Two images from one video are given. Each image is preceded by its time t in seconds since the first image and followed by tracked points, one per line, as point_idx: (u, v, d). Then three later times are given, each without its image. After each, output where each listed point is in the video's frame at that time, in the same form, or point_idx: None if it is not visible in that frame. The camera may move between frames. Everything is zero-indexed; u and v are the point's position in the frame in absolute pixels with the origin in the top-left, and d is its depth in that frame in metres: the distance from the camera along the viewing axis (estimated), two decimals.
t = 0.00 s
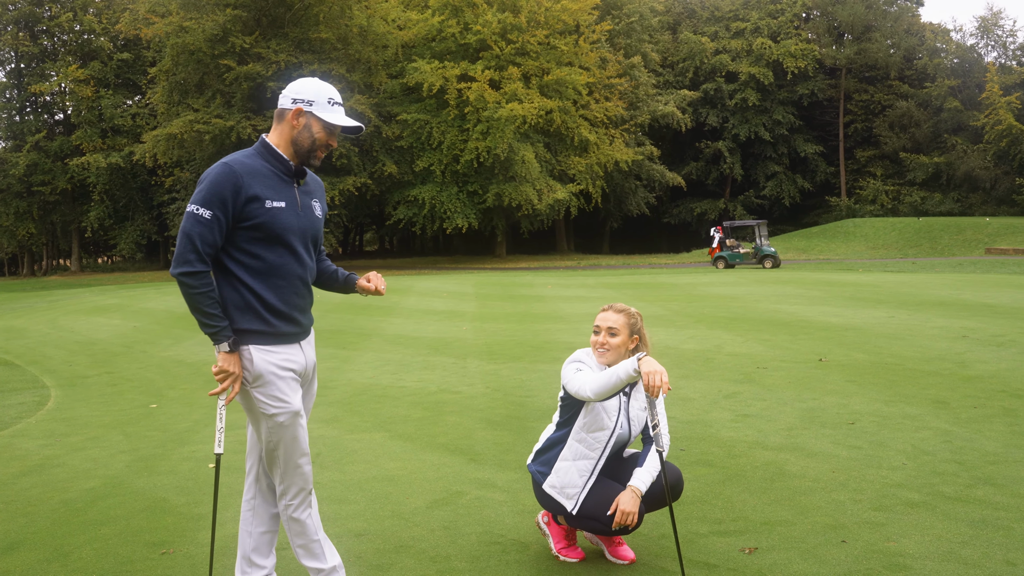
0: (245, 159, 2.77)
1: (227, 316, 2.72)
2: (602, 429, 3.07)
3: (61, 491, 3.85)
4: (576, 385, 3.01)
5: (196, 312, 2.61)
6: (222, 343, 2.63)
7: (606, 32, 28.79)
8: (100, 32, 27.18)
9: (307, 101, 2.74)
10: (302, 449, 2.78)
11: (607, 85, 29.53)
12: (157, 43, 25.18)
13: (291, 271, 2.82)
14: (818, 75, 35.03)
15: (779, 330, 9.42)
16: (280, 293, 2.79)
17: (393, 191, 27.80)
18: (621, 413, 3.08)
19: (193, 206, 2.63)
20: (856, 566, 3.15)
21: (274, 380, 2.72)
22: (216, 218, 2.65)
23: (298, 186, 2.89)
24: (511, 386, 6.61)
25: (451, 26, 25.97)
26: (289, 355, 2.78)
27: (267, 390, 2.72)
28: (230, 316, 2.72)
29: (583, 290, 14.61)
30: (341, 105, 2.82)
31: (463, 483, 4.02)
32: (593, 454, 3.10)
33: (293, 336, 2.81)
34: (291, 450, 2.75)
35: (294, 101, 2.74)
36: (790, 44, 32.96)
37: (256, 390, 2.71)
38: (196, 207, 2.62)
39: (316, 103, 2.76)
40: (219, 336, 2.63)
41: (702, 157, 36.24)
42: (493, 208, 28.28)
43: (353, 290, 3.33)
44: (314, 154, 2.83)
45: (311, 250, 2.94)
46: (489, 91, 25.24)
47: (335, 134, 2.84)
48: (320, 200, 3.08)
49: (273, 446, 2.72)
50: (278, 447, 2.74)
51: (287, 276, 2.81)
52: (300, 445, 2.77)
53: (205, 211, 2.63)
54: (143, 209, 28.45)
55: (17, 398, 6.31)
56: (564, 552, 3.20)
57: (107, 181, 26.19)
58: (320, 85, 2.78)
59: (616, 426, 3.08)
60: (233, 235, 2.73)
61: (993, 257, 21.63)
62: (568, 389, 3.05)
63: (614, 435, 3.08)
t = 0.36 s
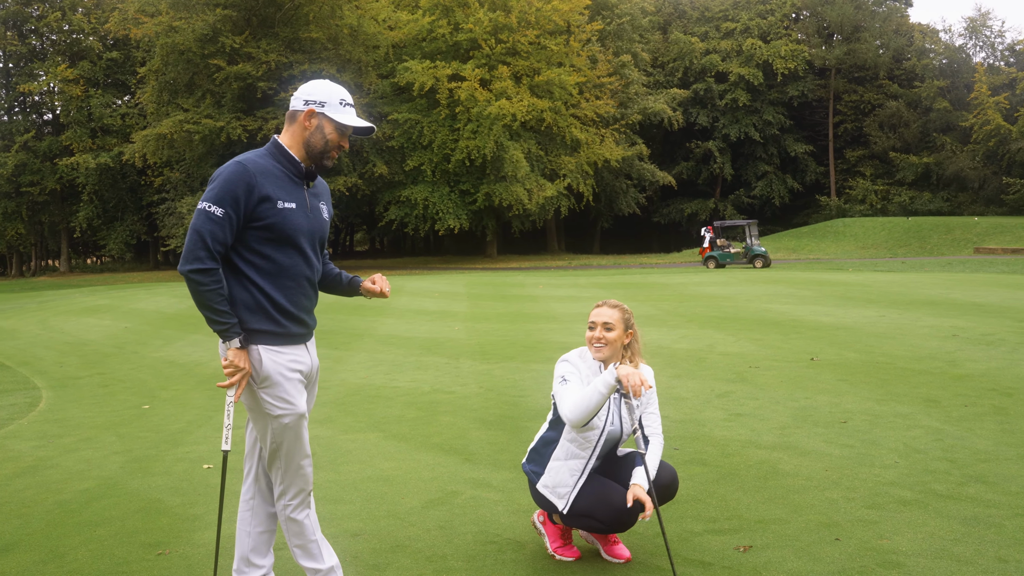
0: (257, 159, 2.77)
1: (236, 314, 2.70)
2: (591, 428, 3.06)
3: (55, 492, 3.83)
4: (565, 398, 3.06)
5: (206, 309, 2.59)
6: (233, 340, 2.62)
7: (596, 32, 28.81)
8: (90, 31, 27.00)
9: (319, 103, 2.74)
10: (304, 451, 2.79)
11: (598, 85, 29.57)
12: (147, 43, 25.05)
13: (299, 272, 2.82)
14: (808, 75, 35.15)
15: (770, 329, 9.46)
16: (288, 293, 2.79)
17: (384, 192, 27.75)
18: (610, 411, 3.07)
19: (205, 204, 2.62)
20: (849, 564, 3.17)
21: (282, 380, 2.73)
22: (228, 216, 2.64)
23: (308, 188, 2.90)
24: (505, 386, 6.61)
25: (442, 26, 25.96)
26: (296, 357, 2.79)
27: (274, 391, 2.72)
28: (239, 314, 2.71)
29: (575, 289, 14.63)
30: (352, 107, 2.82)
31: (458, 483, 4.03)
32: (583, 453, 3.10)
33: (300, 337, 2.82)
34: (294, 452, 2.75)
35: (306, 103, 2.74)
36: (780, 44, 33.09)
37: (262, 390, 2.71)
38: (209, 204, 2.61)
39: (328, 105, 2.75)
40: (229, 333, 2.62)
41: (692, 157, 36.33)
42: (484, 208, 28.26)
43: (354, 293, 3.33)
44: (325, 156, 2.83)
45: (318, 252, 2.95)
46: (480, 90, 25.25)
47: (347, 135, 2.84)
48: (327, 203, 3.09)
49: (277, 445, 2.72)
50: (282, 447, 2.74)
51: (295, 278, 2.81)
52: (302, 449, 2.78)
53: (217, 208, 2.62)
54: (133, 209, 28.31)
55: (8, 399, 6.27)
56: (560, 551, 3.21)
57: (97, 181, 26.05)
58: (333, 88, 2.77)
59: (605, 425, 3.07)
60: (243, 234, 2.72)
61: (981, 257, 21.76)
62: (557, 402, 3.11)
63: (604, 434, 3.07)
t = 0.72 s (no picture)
0: (225, 157, 2.75)
1: (217, 316, 2.69)
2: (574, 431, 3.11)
3: (43, 494, 3.82)
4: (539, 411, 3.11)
5: (184, 312, 2.59)
6: (216, 343, 2.61)
7: (586, 31, 28.78)
8: (77, 30, 26.81)
9: (262, 91, 2.72)
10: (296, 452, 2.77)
11: (588, 84, 29.58)
12: (134, 43, 24.89)
13: (275, 269, 2.80)
14: (797, 75, 35.28)
15: (760, 328, 9.49)
16: (266, 293, 2.77)
17: (374, 192, 27.67)
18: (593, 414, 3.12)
19: (175, 208, 2.62)
20: (837, 562, 3.18)
21: (268, 382, 2.71)
22: (199, 217, 2.63)
23: (280, 185, 2.88)
24: (494, 386, 6.62)
25: (432, 26, 25.93)
26: (280, 358, 2.77)
27: (261, 393, 2.70)
28: (220, 317, 2.70)
29: (565, 289, 14.65)
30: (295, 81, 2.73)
31: (448, 483, 4.02)
32: (565, 454, 3.14)
33: (282, 335, 2.79)
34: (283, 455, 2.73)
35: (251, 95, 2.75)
36: (769, 45, 33.21)
37: (249, 394, 2.69)
38: (178, 208, 2.61)
39: (269, 90, 2.72)
40: (211, 336, 2.61)
41: (682, 157, 36.41)
42: (473, 207, 28.23)
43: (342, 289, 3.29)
44: (282, 140, 2.80)
45: (296, 248, 2.92)
46: (469, 89, 25.24)
47: (297, 112, 2.76)
48: (304, 200, 3.05)
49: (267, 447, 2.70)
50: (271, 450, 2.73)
51: (272, 275, 2.78)
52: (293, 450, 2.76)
53: (187, 211, 2.61)
54: (121, 210, 28.13)
55: None
56: (549, 551, 3.20)
57: (85, 182, 25.88)
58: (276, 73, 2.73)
59: (587, 427, 3.13)
60: (216, 235, 2.71)
61: (969, 256, 21.90)
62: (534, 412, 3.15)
63: (585, 436, 3.13)
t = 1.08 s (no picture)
0: (177, 161, 2.76)
1: (169, 320, 2.70)
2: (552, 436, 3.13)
3: (28, 497, 3.79)
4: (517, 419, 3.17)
5: (133, 315, 2.61)
6: (167, 346, 2.62)
7: (575, 31, 28.76)
8: (64, 29, 26.59)
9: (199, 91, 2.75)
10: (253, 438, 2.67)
11: (577, 84, 29.57)
12: (122, 42, 24.72)
13: (231, 270, 2.76)
14: (786, 76, 35.41)
15: (749, 328, 9.52)
16: (221, 295, 2.75)
17: (363, 191, 27.57)
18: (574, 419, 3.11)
19: (124, 214, 2.65)
20: (825, 562, 3.20)
21: (210, 373, 2.69)
22: (147, 221, 2.64)
23: (238, 183, 2.85)
24: (483, 387, 6.61)
25: (421, 25, 25.88)
26: (232, 355, 2.75)
27: (203, 385, 2.67)
28: (172, 321, 2.71)
29: (554, 289, 14.65)
30: (231, 79, 2.72)
31: (436, 484, 4.02)
32: (543, 459, 3.16)
33: (237, 336, 2.76)
34: (234, 442, 2.62)
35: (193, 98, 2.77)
36: (758, 45, 33.30)
37: (193, 387, 2.68)
38: (126, 213, 2.64)
39: (207, 91, 2.74)
40: (161, 339, 2.62)
41: (671, 157, 36.47)
42: (463, 207, 28.18)
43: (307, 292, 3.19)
44: (224, 139, 2.78)
45: (259, 248, 2.87)
46: (458, 88, 25.23)
47: (234, 110, 2.75)
48: (273, 198, 3.01)
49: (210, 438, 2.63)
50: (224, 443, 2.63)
51: (226, 276, 2.75)
52: (249, 436, 2.66)
53: (135, 216, 2.63)
54: (108, 209, 27.91)
55: None
56: (536, 552, 3.20)
57: (73, 181, 25.67)
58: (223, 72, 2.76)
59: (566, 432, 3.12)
60: (169, 238, 2.72)
61: (956, 256, 22.05)
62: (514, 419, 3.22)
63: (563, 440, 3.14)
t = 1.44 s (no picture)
0: (127, 160, 2.61)
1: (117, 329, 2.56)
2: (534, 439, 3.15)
3: (13, 497, 3.75)
4: (498, 425, 3.18)
5: (71, 325, 2.48)
6: (97, 355, 2.44)
7: (565, 31, 28.75)
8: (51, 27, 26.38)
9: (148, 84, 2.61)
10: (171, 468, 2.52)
11: (567, 83, 29.57)
12: (109, 40, 24.55)
13: (182, 275, 2.60)
14: (774, 76, 35.54)
15: (737, 327, 9.55)
16: (173, 301, 2.59)
17: (352, 190, 27.49)
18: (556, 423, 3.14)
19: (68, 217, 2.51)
20: (812, 560, 3.20)
21: (151, 392, 2.53)
22: (90, 224, 2.51)
23: (194, 183, 2.69)
24: (471, 386, 6.61)
25: (411, 24, 25.83)
26: (182, 370, 2.58)
27: (139, 401, 2.53)
28: (121, 329, 2.56)
29: (544, 288, 14.65)
30: (181, 69, 2.59)
31: (424, 484, 4.01)
32: (526, 461, 3.18)
33: (190, 347, 2.60)
34: (146, 470, 2.46)
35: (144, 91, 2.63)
36: (746, 45, 33.39)
37: (131, 399, 2.54)
38: (69, 217, 2.50)
39: (157, 82, 2.61)
40: (93, 346, 2.45)
41: (660, 157, 36.55)
42: (452, 206, 28.13)
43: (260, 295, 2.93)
44: (176, 134, 2.64)
45: (217, 252, 2.70)
46: (448, 87, 25.22)
47: (185, 102, 2.61)
48: (235, 197, 2.85)
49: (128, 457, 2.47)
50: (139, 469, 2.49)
51: (179, 282, 2.59)
52: (167, 466, 2.50)
53: (78, 219, 2.49)
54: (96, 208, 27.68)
55: None
56: (524, 552, 3.19)
57: (60, 180, 25.47)
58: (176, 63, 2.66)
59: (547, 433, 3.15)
60: (117, 242, 2.58)
61: (943, 255, 22.20)
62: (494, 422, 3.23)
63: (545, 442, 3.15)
